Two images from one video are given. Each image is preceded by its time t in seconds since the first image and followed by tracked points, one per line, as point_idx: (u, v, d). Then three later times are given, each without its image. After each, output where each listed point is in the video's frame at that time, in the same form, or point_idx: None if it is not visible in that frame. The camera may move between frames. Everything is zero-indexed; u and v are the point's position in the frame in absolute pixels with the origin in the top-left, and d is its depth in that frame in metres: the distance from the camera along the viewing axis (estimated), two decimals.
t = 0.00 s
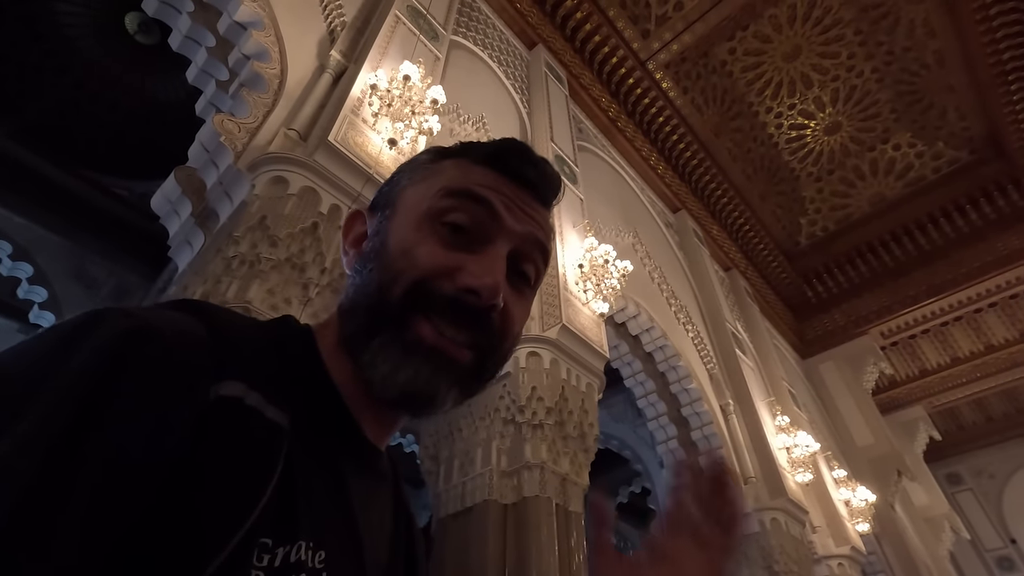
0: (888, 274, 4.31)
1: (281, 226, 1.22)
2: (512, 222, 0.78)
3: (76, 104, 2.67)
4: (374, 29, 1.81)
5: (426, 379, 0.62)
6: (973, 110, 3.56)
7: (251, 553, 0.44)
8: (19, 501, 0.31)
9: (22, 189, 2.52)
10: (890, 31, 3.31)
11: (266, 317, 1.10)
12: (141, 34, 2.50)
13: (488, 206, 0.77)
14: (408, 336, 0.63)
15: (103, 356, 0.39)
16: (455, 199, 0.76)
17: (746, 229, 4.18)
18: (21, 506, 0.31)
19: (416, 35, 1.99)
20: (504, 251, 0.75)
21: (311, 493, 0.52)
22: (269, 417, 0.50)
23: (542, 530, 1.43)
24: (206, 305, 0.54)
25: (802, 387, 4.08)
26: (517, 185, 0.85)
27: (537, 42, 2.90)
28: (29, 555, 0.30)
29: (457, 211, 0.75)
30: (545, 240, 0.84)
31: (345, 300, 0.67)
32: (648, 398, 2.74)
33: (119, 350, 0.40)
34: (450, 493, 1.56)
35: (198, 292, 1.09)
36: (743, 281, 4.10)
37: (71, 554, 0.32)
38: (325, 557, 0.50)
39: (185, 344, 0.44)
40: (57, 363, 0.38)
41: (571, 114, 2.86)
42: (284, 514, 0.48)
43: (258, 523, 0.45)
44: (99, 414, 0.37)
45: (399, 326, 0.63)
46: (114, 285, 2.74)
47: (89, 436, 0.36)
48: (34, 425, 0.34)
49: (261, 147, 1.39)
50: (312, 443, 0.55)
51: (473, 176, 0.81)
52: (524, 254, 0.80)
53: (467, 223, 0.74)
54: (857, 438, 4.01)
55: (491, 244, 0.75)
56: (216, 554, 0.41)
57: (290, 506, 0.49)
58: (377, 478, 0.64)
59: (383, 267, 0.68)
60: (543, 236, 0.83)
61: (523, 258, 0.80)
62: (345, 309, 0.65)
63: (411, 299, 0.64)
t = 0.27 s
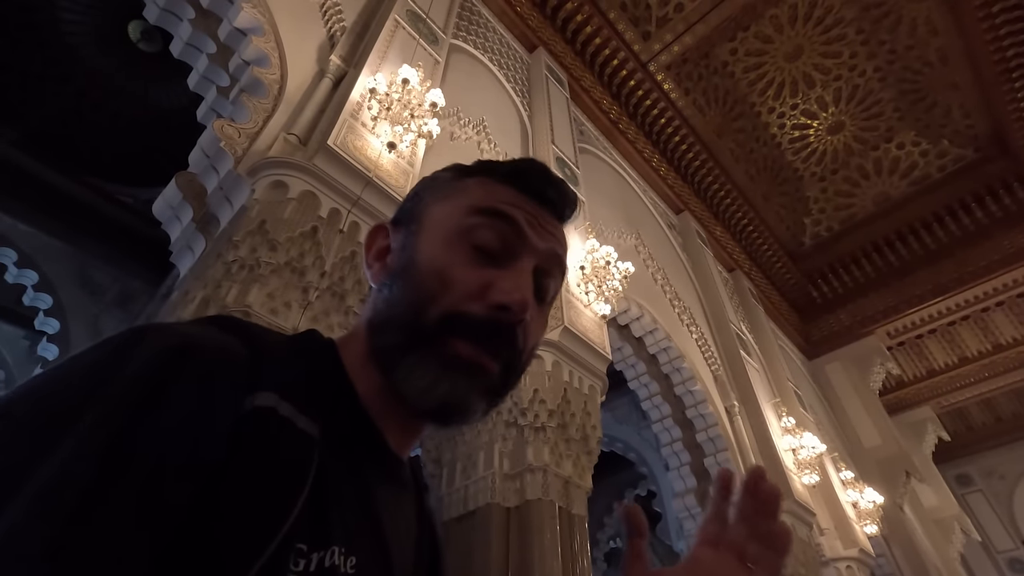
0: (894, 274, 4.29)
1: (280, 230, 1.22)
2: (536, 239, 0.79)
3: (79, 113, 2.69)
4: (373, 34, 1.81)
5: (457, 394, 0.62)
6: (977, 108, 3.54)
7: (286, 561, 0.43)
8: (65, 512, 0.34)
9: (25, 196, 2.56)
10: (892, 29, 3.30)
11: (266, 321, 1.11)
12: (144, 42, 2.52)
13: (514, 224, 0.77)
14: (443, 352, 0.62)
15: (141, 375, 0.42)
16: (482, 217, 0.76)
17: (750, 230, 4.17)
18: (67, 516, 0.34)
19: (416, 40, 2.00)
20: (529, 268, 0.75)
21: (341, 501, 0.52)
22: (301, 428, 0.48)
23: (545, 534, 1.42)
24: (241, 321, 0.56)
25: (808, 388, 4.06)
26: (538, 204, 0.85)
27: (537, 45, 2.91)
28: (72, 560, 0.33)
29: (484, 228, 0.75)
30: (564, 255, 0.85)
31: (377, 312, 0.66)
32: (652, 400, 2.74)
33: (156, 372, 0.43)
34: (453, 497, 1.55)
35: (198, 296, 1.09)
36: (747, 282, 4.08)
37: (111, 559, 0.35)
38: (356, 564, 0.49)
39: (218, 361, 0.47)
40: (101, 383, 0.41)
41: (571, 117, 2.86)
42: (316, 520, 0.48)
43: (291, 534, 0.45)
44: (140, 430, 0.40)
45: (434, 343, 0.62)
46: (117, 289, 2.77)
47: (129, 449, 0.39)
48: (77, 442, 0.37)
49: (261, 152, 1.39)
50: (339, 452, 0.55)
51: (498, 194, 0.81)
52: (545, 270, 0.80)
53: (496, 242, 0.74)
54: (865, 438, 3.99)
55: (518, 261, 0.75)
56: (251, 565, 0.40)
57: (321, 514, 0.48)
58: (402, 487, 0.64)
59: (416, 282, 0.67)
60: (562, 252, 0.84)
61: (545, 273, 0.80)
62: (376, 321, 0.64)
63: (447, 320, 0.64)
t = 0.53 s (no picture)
0: (898, 275, 4.27)
1: (277, 232, 1.22)
2: (566, 278, 0.79)
3: (81, 119, 2.71)
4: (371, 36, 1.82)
5: (482, 424, 0.64)
6: (979, 107, 3.53)
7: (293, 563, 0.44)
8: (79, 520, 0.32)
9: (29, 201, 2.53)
10: (893, 30, 3.29)
11: (262, 323, 1.10)
12: (144, 48, 2.55)
13: (554, 262, 0.76)
14: (481, 387, 0.62)
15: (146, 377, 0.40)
16: (527, 251, 0.74)
17: (752, 232, 4.15)
18: (83, 522, 0.32)
19: (414, 42, 2.00)
20: (562, 307, 0.75)
21: (343, 503, 0.52)
22: (300, 431, 0.47)
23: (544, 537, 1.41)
24: (236, 324, 0.55)
25: (811, 390, 4.04)
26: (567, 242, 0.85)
27: (536, 48, 2.91)
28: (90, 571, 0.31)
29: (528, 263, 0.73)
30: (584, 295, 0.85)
31: (411, 329, 0.65)
32: (654, 402, 2.75)
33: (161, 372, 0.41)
34: (451, 500, 1.53)
35: (194, 299, 1.09)
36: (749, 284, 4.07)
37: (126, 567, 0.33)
38: (360, 562, 0.50)
39: (224, 362, 0.45)
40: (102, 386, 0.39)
41: (571, 119, 2.86)
42: (319, 521, 0.48)
43: (295, 535, 0.45)
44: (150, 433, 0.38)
45: (476, 378, 0.62)
46: (119, 294, 2.72)
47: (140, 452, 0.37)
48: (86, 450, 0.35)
49: (257, 155, 1.40)
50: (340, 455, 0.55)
51: (540, 229, 0.79)
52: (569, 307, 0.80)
53: (536, 278, 0.73)
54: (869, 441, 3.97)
55: (554, 298, 0.74)
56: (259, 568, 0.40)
57: (324, 516, 0.49)
58: (397, 485, 0.64)
59: (459, 308, 0.65)
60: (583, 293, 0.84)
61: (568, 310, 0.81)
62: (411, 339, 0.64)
63: (493, 357, 0.63)
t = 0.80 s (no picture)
0: (899, 280, 4.26)
1: (272, 236, 1.22)
2: (541, 286, 0.80)
3: (82, 125, 2.72)
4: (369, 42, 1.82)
5: (446, 428, 0.64)
6: (979, 112, 3.52)
7: (247, 558, 0.43)
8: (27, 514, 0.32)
9: (32, 206, 2.57)
10: (891, 35, 3.29)
11: (255, 327, 1.10)
12: (145, 54, 2.52)
13: (531, 271, 0.77)
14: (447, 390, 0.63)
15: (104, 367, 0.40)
16: (505, 258, 0.75)
17: (752, 236, 4.14)
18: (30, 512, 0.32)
19: (413, 48, 2.00)
20: (535, 315, 0.76)
21: (301, 500, 0.52)
22: (261, 424, 0.48)
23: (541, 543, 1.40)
24: (203, 314, 0.54)
25: (812, 396, 4.02)
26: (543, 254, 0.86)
27: (536, 54, 2.92)
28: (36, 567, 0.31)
29: (505, 271, 0.74)
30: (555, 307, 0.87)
31: (384, 331, 0.65)
32: (654, 407, 2.73)
33: (121, 361, 0.41)
34: (450, 506, 1.51)
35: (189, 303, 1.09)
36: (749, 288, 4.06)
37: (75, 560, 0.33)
38: (314, 562, 0.50)
39: (188, 353, 0.45)
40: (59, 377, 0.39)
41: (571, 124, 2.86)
42: (275, 516, 0.48)
43: (252, 531, 0.45)
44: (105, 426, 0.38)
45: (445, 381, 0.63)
46: (117, 297, 2.84)
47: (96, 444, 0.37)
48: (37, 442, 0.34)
49: (255, 160, 1.40)
50: (303, 451, 0.55)
51: (518, 239, 0.80)
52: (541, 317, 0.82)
53: (512, 284, 0.73)
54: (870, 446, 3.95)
55: (528, 306, 0.75)
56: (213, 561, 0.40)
57: (281, 512, 0.49)
58: (360, 485, 0.64)
59: (432, 312, 0.65)
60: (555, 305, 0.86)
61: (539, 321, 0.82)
62: (383, 338, 0.64)
63: (463, 361, 0.63)
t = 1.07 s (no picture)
0: (896, 289, 4.26)
1: (267, 244, 1.23)
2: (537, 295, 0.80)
3: (81, 132, 2.73)
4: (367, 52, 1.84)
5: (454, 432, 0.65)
6: (974, 122, 3.54)
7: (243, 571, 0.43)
8: (22, 524, 0.31)
9: (33, 215, 2.59)
10: (887, 46, 3.31)
11: (249, 335, 1.10)
12: (145, 63, 2.53)
13: (527, 280, 0.78)
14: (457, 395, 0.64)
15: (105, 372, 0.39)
16: (504, 268, 0.75)
17: (750, 245, 4.14)
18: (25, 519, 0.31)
19: (409, 58, 2.01)
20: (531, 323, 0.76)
21: (299, 511, 0.52)
22: (262, 435, 0.49)
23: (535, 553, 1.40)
24: (201, 321, 0.54)
25: (811, 405, 4.00)
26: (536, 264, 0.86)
27: (535, 63, 2.93)
28: None
29: (505, 281, 0.74)
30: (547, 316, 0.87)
31: (390, 339, 0.64)
32: (651, 417, 2.71)
33: (122, 367, 0.40)
34: (444, 515, 1.51)
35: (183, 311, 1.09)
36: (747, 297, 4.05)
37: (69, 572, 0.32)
38: None
39: (189, 362, 0.45)
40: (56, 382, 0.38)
41: (568, 134, 2.88)
42: (272, 529, 0.48)
43: (247, 543, 0.44)
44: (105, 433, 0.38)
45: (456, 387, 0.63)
46: (116, 305, 2.81)
47: (95, 450, 0.37)
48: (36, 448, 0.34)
49: (250, 167, 1.40)
50: (300, 462, 0.54)
51: (514, 249, 0.80)
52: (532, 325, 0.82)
53: (511, 294, 0.74)
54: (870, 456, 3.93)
55: (525, 315, 0.76)
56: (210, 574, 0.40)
57: (278, 525, 0.48)
58: (353, 499, 0.62)
59: (440, 320, 0.65)
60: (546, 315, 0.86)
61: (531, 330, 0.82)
62: (388, 346, 0.64)
63: (473, 368, 0.64)
